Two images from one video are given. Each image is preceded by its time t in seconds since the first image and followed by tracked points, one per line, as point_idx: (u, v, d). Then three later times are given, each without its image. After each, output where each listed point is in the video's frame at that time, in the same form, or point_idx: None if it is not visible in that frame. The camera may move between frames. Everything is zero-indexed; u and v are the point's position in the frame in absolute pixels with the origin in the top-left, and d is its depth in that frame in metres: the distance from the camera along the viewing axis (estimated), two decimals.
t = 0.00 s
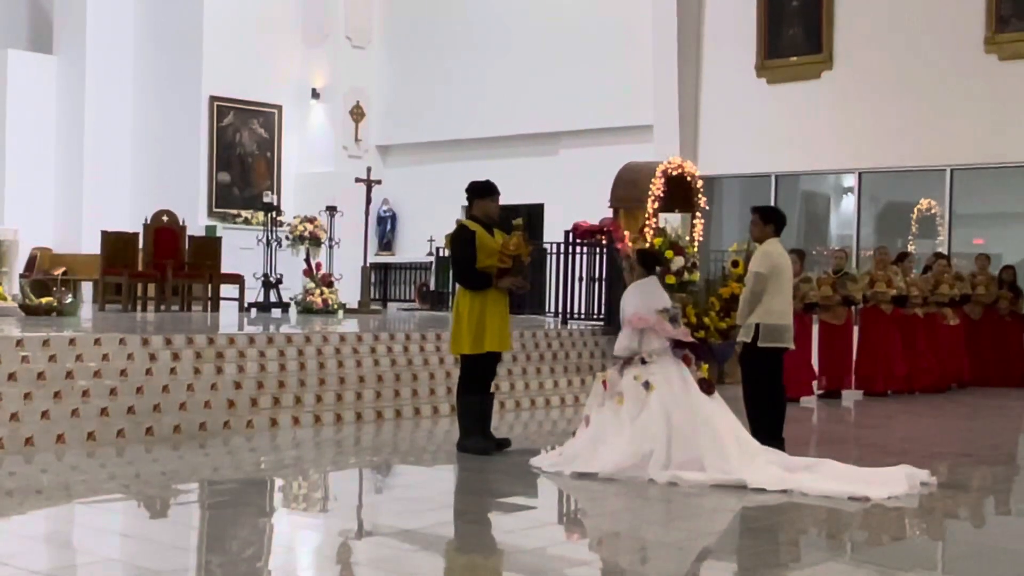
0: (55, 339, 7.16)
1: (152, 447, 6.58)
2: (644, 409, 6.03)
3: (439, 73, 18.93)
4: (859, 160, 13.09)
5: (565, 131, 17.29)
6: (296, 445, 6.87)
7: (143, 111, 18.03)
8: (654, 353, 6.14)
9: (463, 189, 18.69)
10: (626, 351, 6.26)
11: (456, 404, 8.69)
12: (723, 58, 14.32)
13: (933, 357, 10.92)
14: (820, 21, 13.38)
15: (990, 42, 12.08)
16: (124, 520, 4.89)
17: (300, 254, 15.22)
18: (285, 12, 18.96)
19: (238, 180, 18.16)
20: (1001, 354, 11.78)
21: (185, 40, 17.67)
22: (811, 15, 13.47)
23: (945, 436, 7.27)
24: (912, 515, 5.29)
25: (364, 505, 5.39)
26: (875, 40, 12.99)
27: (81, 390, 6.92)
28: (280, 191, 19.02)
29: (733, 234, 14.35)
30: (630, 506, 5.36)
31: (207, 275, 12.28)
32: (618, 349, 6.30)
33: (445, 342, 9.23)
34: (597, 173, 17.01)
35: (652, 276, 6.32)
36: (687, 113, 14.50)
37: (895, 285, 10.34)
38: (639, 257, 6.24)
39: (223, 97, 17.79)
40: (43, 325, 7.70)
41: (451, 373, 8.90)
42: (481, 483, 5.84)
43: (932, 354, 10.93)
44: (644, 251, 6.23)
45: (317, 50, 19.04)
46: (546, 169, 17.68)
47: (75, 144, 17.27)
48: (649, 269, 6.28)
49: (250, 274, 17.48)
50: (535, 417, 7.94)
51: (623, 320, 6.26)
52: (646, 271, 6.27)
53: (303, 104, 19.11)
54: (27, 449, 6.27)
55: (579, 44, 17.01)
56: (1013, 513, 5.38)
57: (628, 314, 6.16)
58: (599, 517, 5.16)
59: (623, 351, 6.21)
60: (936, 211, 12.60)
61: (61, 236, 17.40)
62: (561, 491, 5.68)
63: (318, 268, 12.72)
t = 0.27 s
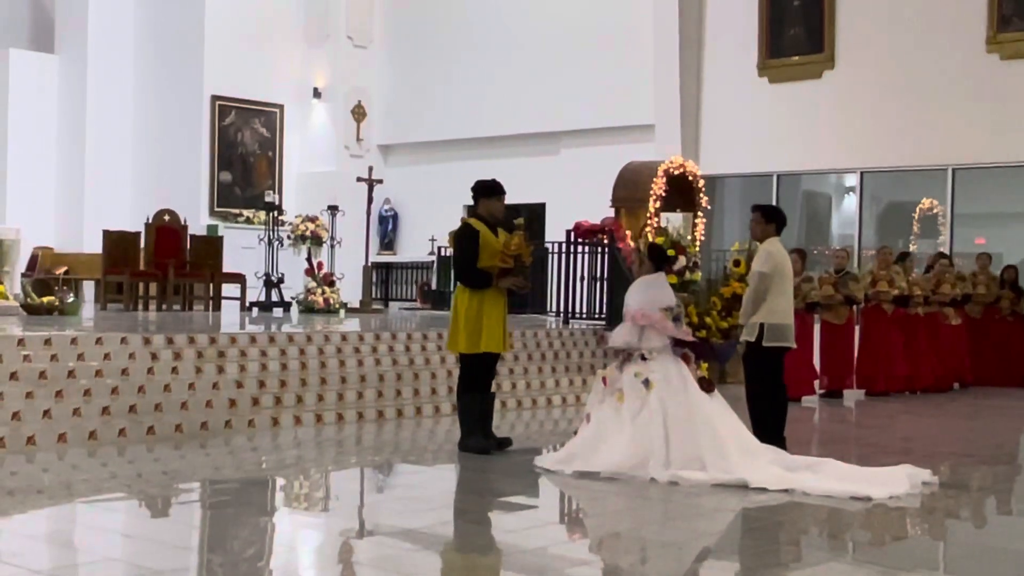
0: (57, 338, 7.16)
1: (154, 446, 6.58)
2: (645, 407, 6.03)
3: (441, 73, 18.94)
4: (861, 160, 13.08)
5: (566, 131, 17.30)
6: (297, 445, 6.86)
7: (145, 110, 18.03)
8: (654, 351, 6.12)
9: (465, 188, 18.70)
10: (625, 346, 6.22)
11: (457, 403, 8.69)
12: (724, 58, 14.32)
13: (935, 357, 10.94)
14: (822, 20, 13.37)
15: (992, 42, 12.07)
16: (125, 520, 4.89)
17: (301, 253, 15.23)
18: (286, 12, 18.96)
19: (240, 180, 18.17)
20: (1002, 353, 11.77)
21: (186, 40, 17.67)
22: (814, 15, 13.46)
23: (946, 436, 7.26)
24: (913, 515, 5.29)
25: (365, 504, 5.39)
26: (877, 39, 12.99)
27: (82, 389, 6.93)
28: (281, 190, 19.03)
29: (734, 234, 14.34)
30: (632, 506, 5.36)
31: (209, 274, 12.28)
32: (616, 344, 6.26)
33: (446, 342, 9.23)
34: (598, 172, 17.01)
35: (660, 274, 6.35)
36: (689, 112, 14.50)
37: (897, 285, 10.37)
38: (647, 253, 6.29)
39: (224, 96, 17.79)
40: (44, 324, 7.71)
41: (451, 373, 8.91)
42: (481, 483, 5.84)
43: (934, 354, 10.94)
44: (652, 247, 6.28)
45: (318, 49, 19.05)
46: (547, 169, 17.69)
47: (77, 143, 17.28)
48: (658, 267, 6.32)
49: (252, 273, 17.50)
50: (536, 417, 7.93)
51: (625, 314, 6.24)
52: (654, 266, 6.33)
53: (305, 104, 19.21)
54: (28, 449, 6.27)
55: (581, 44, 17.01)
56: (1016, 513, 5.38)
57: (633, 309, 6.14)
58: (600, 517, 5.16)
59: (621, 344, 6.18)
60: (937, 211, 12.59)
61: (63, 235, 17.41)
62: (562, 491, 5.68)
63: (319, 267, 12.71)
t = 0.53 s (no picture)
0: (59, 337, 7.17)
1: (156, 445, 6.59)
2: (645, 405, 6.04)
3: (443, 71, 18.94)
4: (863, 159, 13.06)
5: (567, 130, 17.31)
6: (299, 444, 6.86)
7: (146, 109, 18.02)
8: (653, 348, 6.11)
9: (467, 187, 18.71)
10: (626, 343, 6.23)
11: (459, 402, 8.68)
12: (726, 56, 14.31)
13: (937, 356, 10.93)
14: (824, 19, 13.36)
15: (994, 41, 12.06)
16: (127, 518, 4.89)
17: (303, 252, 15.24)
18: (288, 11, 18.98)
19: (242, 178, 18.16)
20: (1005, 353, 11.76)
21: (187, 38, 17.66)
22: (816, 13, 13.45)
23: (949, 434, 7.25)
24: (915, 514, 5.29)
25: (367, 503, 5.39)
26: (879, 38, 12.97)
27: (84, 388, 6.94)
28: (283, 189, 18.93)
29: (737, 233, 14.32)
30: (634, 505, 5.36)
31: (211, 273, 12.27)
32: (617, 341, 6.28)
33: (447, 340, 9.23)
34: (600, 171, 17.00)
35: (663, 271, 6.33)
36: (691, 111, 14.50)
37: (902, 284, 10.42)
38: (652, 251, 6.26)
39: (226, 95, 17.78)
40: (46, 323, 7.71)
41: (453, 371, 8.91)
42: (483, 482, 5.84)
43: (936, 353, 10.93)
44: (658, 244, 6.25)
45: (321, 48, 19.06)
46: (549, 168, 17.69)
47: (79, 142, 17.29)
48: (662, 264, 6.30)
49: (254, 271, 17.51)
50: (537, 416, 7.93)
51: (626, 311, 6.24)
52: (658, 264, 6.28)
53: (307, 103, 19.19)
54: (30, 447, 6.27)
55: (583, 43, 17.01)
56: (1017, 512, 5.38)
57: (633, 306, 6.15)
58: (602, 516, 5.16)
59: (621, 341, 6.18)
60: (940, 210, 12.59)
61: (65, 234, 17.42)
62: (564, 490, 5.68)
63: (321, 266, 12.71)
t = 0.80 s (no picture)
0: (62, 335, 7.18)
1: (159, 443, 6.60)
2: (649, 403, 6.06)
3: (446, 69, 18.93)
4: (866, 157, 13.06)
5: (570, 128, 17.31)
6: (302, 441, 6.87)
7: (148, 108, 17.99)
8: (655, 345, 6.11)
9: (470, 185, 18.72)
10: (628, 340, 6.24)
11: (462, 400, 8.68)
12: (729, 55, 14.30)
13: (941, 355, 10.93)
14: (827, 17, 13.35)
15: (997, 39, 12.05)
16: (131, 516, 4.90)
17: (306, 250, 15.25)
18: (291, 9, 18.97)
19: (245, 177, 18.14)
20: (1008, 351, 11.76)
21: (189, 36, 17.63)
22: (819, 11, 13.44)
23: (952, 433, 7.26)
24: (918, 512, 5.30)
25: (370, 501, 5.40)
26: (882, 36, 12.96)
27: (88, 385, 6.95)
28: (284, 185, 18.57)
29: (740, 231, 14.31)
30: (637, 504, 5.37)
31: (213, 271, 12.29)
32: (620, 338, 6.28)
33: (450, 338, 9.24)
34: (603, 170, 17.00)
35: (664, 269, 6.32)
36: (694, 109, 14.48)
37: (912, 283, 10.43)
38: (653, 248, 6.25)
39: (229, 93, 17.73)
40: (49, 321, 7.72)
41: (457, 369, 8.91)
42: (485, 480, 5.86)
43: (940, 352, 10.94)
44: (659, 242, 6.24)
45: (325, 47, 19.01)
46: (552, 165, 17.69)
47: (82, 140, 17.29)
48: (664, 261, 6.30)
49: (256, 270, 17.51)
50: (540, 414, 7.93)
51: (628, 309, 6.25)
52: (658, 262, 6.27)
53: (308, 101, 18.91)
54: (33, 445, 6.29)
55: (586, 41, 17.01)
56: (1020, 510, 5.38)
57: (635, 304, 6.15)
58: (604, 514, 5.17)
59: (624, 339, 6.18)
60: (943, 208, 12.60)
61: (68, 232, 17.43)
62: (566, 488, 5.70)
63: (324, 264, 12.71)
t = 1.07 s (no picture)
0: (65, 332, 7.18)
1: (162, 440, 6.61)
2: (651, 401, 6.07)
3: (449, 67, 18.94)
4: (869, 154, 13.04)
5: (573, 125, 17.31)
6: (304, 439, 6.87)
7: (151, 105, 17.99)
8: (659, 343, 6.12)
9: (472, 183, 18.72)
10: (631, 337, 6.24)
11: (465, 398, 8.68)
12: (732, 53, 14.29)
13: (945, 353, 10.92)
14: (830, 14, 13.34)
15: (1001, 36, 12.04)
16: (133, 513, 4.91)
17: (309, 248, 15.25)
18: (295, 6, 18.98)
19: (248, 175, 18.15)
20: (1011, 349, 11.80)
21: (192, 33, 17.65)
22: (822, 9, 13.43)
23: (956, 431, 7.25)
24: (922, 510, 5.30)
25: (373, 498, 5.40)
26: (886, 34, 12.95)
27: (91, 383, 6.96)
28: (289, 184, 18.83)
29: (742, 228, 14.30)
30: (640, 502, 5.36)
31: (216, 268, 12.29)
32: (622, 335, 6.27)
33: (453, 336, 9.23)
34: (606, 168, 17.00)
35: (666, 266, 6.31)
36: (697, 107, 14.48)
37: (925, 281, 10.38)
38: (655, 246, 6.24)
39: (232, 91, 17.77)
40: (52, 318, 7.73)
41: (460, 367, 8.92)
42: (488, 478, 5.86)
43: (945, 350, 10.94)
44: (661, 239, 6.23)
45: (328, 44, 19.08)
46: (554, 163, 17.69)
47: (85, 137, 17.30)
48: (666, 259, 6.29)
49: (259, 267, 17.51)
50: (543, 412, 7.93)
51: (630, 305, 6.24)
52: (661, 259, 6.27)
53: (312, 99, 19.08)
54: (36, 443, 6.29)
55: (589, 38, 17.01)
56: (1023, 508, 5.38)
57: (637, 302, 6.14)
58: (607, 512, 5.17)
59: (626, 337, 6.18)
60: (946, 206, 12.59)
61: (71, 229, 17.43)
62: (570, 485, 5.70)
63: (327, 262, 12.71)
